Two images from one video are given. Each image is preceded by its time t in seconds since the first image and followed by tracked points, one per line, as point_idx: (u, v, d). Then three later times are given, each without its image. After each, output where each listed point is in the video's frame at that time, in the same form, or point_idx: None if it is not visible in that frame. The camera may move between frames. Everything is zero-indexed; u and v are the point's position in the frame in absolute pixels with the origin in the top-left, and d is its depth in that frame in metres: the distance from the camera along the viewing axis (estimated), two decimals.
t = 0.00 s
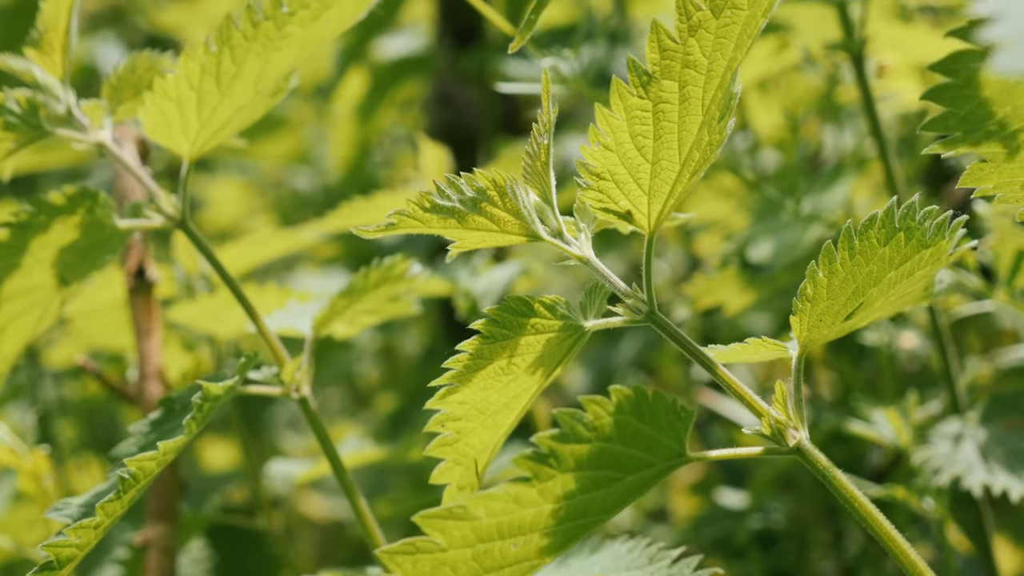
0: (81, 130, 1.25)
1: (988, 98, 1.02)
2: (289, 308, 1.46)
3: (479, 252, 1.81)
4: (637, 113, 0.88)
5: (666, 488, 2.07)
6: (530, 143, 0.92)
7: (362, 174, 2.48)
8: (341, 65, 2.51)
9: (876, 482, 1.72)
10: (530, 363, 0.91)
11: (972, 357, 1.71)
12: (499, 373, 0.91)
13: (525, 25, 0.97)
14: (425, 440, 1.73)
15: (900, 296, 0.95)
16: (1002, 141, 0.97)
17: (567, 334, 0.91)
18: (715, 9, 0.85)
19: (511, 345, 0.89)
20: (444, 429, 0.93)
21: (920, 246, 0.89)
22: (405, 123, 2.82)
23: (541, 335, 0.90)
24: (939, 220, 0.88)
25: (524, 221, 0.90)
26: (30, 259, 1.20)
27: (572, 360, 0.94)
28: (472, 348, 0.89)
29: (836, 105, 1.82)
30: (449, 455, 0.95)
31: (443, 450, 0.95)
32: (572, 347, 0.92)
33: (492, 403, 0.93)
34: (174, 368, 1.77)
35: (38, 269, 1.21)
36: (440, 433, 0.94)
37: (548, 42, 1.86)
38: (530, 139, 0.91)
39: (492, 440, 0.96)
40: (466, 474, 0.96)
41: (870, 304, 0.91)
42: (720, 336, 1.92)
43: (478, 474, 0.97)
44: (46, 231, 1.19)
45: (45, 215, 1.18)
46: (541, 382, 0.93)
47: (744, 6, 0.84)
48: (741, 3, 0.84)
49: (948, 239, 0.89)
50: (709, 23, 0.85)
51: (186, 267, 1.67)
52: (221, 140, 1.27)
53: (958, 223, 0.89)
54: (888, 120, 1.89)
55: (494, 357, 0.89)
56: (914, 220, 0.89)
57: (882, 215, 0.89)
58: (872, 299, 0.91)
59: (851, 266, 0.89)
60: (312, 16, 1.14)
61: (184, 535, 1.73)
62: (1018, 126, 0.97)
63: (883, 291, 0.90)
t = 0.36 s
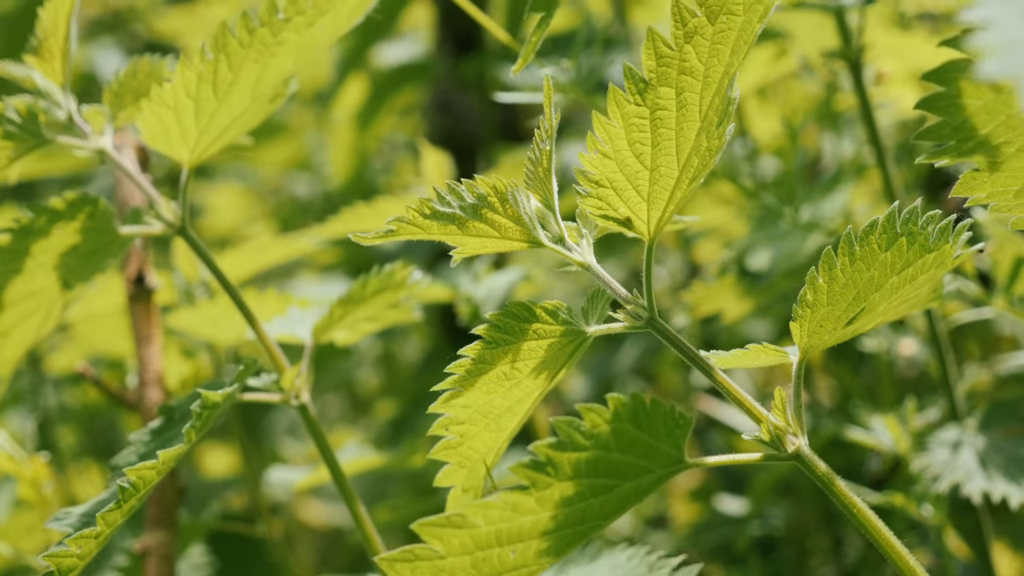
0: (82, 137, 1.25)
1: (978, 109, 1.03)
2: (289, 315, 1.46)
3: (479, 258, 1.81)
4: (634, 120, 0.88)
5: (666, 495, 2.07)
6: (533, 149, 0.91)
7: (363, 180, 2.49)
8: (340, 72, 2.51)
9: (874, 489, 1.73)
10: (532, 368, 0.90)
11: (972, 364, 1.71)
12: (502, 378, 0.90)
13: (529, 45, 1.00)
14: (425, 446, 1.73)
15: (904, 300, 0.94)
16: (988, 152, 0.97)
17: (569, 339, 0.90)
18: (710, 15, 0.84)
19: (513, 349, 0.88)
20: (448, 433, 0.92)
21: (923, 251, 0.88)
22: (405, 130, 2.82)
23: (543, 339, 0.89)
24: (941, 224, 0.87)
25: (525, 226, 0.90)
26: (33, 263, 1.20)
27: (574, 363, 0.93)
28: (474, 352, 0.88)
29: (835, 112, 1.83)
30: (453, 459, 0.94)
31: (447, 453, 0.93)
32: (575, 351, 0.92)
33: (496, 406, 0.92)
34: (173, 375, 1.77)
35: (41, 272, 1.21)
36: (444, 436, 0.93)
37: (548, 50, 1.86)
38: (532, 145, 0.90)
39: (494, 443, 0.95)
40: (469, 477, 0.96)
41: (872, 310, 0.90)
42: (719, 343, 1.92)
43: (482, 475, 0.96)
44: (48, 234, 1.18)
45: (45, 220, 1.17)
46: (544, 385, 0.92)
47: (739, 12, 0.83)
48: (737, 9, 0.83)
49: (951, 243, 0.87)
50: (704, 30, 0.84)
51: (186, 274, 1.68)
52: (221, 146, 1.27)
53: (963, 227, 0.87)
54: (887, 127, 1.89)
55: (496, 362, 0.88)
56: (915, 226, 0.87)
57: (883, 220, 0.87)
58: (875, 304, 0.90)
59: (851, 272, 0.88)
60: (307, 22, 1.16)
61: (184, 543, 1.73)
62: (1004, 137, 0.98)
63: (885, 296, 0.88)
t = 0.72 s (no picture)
0: (80, 143, 1.25)
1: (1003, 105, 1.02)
2: (288, 321, 1.46)
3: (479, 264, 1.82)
4: (641, 125, 0.88)
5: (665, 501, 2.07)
6: (533, 153, 0.91)
7: (362, 186, 2.49)
8: (339, 77, 2.52)
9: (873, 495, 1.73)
10: (529, 374, 0.90)
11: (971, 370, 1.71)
12: (499, 384, 0.90)
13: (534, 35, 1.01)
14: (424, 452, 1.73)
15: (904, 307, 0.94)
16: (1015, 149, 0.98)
17: (568, 345, 0.90)
18: (721, 21, 0.85)
19: (510, 355, 0.89)
20: (441, 438, 0.91)
21: (926, 258, 0.88)
22: (404, 135, 2.83)
23: (541, 345, 0.89)
24: (944, 232, 0.87)
25: (525, 231, 0.89)
26: (30, 272, 1.20)
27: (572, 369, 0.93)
28: (471, 358, 0.88)
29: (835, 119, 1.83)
30: (445, 465, 0.93)
31: (440, 459, 0.93)
32: (573, 357, 0.92)
33: (491, 413, 0.92)
34: (172, 381, 1.77)
35: (38, 281, 1.21)
36: (437, 442, 0.93)
37: (547, 57, 1.87)
38: (531, 148, 0.90)
39: (489, 450, 0.95)
40: (461, 484, 0.96)
41: (874, 317, 0.90)
42: (718, 349, 1.92)
43: (474, 482, 0.96)
44: (47, 241, 1.18)
45: (44, 227, 1.17)
46: (540, 393, 0.92)
47: (750, 19, 0.84)
48: (748, 15, 0.84)
49: (953, 250, 0.88)
50: (715, 36, 0.85)
51: (184, 280, 1.68)
52: (221, 153, 1.27)
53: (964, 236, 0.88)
54: (887, 133, 1.90)
55: (493, 367, 0.89)
56: (919, 233, 0.87)
57: (887, 228, 0.87)
58: (876, 311, 0.90)
59: (854, 280, 0.88)
60: (310, 28, 1.16)
61: (182, 549, 1.73)
62: None
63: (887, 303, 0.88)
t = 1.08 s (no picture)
0: (80, 148, 1.25)
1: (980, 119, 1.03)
2: (287, 326, 1.47)
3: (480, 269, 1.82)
4: (636, 131, 0.87)
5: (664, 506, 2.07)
6: (528, 163, 0.91)
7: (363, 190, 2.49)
8: (340, 83, 2.52)
9: (874, 499, 1.73)
10: (526, 385, 0.90)
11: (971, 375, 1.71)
12: (495, 393, 0.89)
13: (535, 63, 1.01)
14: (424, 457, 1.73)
15: (899, 316, 0.94)
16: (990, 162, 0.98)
17: (564, 353, 0.90)
18: (715, 29, 0.84)
19: (507, 364, 0.88)
20: (437, 449, 0.91)
21: (917, 267, 0.87)
22: (404, 139, 2.83)
23: (538, 354, 0.89)
24: (937, 241, 0.87)
25: (523, 239, 0.89)
26: (29, 277, 1.20)
27: (567, 380, 0.93)
28: (469, 367, 0.88)
29: (835, 123, 1.83)
30: (441, 476, 0.93)
31: (437, 469, 0.93)
32: (568, 367, 0.91)
33: (487, 423, 0.91)
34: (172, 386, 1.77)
35: (36, 286, 1.21)
36: (433, 453, 0.92)
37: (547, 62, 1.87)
38: (527, 158, 0.89)
39: (485, 461, 0.94)
40: (458, 495, 0.95)
41: (867, 325, 0.90)
42: (718, 354, 1.92)
43: (471, 494, 0.96)
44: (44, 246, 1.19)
45: (42, 232, 1.18)
46: (536, 404, 0.92)
47: (744, 26, 0.84)
48: (742, 23, 0.84)
49: (945, 260, 0.87)
50: (709, 43, 0.85)
51: (185, 285, 1.70)
52: (219, 158, 1.27)
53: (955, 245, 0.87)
54: (886, 138, 1.90)
55: (490, 375, 0.88)
56: (911, 241, 0.87)
57: (880, 235, 0.87)
58: (870, 320, 0.89)
59: (848, 287, 0.88)
60: (312, 34, 1.17)
61: (182, 554, 1.72)
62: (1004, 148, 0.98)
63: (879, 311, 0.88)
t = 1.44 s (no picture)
0: (79, 153, 1.25)
1: (1003, 113, 1.00)
2: (287, 330, 1.47)
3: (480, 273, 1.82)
4: (642, 134, 0.87)
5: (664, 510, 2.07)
6: (533, 162, 0.91)
7: (362, 194, 2.49)
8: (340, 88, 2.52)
9: (874, 503, 1.73)
10: (530, 383, 0.90)
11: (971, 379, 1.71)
12: (499, 394, 0.89)
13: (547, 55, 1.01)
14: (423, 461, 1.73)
15: (905, 316, 0.94)
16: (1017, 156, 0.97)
17: (568, 354, 0.90)
18: (723, 30, 0.84)
19: (512, 364, 0.88)
20: (442, 448, 0.91)
21: (926, 267, 0.87)
22: (404, 144, 2.83)
23: (542, 354, 0.88)
24: (944, 243, 0.87)
25: (528, 240, 0.89)
26: (25, 282, 1.19)
27: (573, 378, 0.93)
28: (472, 367, 0.88)
29: (834, 128, 1.83)
30: (446, 475, 0.94)
31: (442, 468, 0.93)
32: (575, 366, 0.91)
33: (492, 423, 0.91)
34: (171, 391, 1.77)
35: (34, 291, 1.20)
36: (438, 452, 0.93)
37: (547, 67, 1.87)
38: (533, 157, 0.90)
39: (489, 459, 0.94)
40: (462, 494, 0.96)
41: (874, 327, 0.90)
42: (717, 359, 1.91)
43: (476, 491, 0.96)
44: (44, 250, 1.19)
45: (41, 237, 1.18)
46: (542, 401, 0.92)
47: (751, 28, 0.84)
48: (749, 24, 0.84)
49: (953, 260, 0.87)
50: (716, 45, 0.85)
51: (183, 290, 1.68)
52: (222, 161, 1.27)
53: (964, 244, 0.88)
54: (887, 142, 1.90)
55: (493, 377, 0.88)
56: (919, 242, 0.87)
57: (887, 237, 0.87)
58: (877, 321, 0.89)
59: (855, 289, 0.87)
60: (314, 42, 1.17)
61: (181, 559, 1.72)
62: None
63: (887, 312, 0.88)
